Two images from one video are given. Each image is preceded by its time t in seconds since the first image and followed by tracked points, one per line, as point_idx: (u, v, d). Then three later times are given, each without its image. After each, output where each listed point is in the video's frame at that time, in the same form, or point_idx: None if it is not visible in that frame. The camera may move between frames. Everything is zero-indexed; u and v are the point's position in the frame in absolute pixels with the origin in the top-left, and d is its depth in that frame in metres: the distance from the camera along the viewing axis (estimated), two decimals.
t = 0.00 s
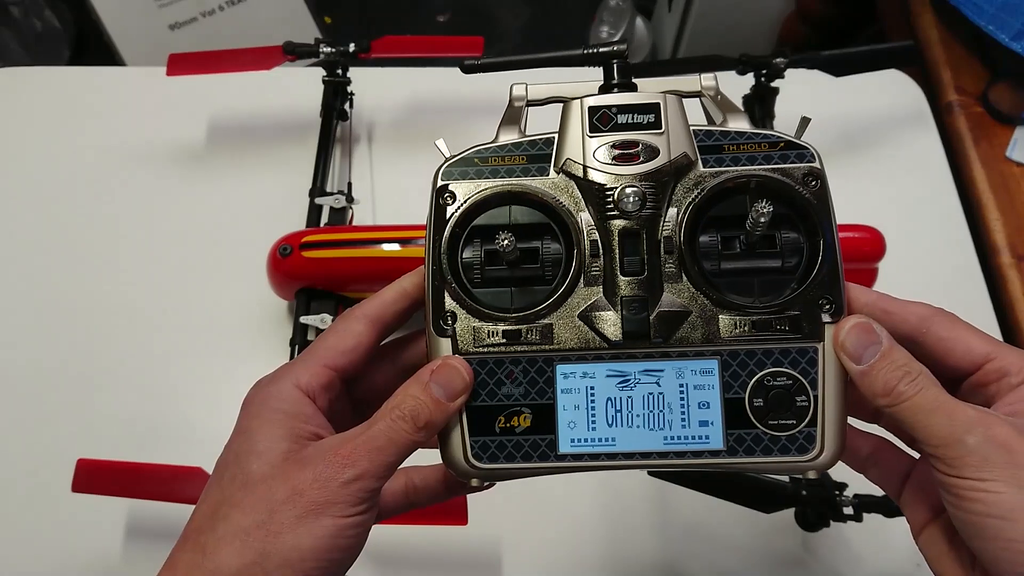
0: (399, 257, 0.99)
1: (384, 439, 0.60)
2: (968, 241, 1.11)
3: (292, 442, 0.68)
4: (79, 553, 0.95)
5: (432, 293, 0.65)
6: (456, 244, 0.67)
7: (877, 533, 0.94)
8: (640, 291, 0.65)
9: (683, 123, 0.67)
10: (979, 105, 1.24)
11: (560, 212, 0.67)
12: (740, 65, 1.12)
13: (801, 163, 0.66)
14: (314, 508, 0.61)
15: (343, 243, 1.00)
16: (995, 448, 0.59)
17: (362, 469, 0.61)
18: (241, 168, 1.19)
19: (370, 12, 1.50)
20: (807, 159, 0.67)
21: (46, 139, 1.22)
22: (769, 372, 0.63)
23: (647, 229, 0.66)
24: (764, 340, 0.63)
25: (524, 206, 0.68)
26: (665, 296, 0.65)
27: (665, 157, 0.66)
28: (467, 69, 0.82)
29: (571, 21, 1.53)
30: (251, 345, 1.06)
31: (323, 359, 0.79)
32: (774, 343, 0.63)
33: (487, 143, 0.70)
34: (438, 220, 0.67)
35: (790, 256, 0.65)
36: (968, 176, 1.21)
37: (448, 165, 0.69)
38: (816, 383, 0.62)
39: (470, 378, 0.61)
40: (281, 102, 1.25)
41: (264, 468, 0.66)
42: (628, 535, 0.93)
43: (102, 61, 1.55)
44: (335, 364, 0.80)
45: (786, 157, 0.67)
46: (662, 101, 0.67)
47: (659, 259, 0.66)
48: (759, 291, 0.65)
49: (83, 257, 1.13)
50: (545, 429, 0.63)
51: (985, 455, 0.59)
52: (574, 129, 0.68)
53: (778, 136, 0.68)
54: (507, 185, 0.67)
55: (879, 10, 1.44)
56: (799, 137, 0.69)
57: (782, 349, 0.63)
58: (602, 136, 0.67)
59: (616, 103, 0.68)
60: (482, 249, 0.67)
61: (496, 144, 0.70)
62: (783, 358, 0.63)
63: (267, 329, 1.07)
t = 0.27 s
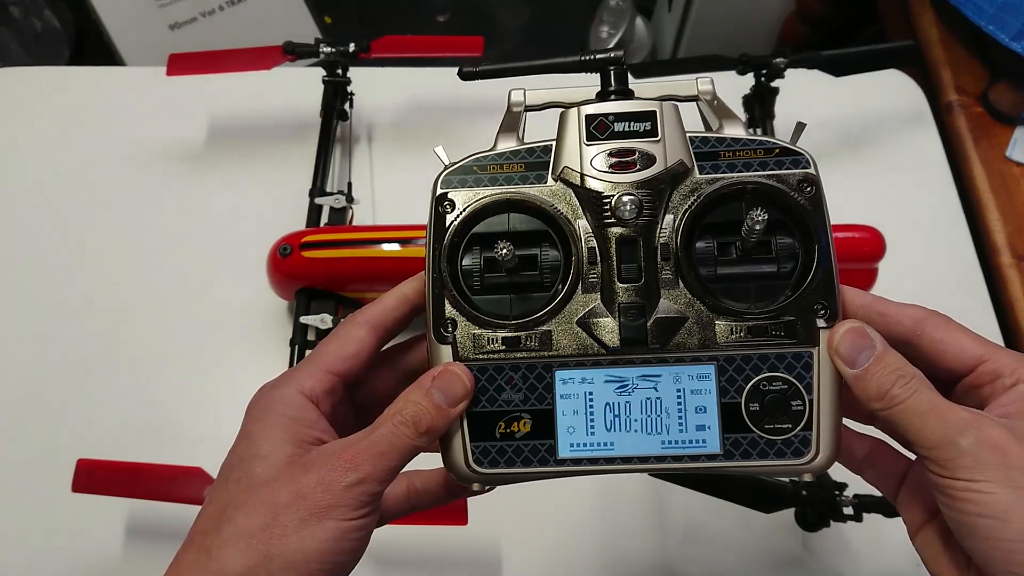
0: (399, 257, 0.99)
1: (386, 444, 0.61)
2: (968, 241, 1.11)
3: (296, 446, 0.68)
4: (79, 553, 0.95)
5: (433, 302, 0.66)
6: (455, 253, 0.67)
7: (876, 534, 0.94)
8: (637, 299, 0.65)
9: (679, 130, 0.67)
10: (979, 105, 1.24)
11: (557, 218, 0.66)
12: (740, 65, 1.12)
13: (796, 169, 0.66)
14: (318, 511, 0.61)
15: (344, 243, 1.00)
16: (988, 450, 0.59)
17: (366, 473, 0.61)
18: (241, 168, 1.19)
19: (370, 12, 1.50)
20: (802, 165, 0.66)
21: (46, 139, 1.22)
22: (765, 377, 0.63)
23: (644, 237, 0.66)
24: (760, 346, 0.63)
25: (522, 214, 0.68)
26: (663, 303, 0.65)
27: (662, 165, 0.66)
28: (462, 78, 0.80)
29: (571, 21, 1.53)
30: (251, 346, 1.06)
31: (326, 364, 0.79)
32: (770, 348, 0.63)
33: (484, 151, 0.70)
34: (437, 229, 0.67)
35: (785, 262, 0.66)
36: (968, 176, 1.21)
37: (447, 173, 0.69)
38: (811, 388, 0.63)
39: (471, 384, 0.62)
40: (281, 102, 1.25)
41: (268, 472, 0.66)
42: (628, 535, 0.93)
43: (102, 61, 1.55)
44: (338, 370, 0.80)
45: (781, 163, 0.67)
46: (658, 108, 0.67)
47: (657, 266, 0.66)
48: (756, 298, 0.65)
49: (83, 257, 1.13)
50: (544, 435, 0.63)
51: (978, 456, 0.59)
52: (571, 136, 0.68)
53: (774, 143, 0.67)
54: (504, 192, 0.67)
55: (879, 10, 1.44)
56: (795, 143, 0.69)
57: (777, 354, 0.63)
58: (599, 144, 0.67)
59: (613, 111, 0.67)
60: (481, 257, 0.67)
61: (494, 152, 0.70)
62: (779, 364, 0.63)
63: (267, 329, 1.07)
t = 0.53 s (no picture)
0: (399, 257, 0.99)
1: (389, 440, 0.61)
2: (968, 241, 1.11)
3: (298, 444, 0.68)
4: (79, 553, 0.95)
5: (435, 300, 0.65)
6: (457, 251, 0.67)
7: (876, 533, 0.94)
8: (639, 296, 0.65)
9: (681, 127, 0.67)
10: (978, 105, 1.24)
11: (560, 216, 0.66)
12: (740, 65, 1.12)
13: (799, 166, 0.66)
14: (320, 508, 0.61)
15: (343, 243, 1.00)
16: (989, 449, 0.59)
17: (368, 469, 0.61)
18: (241, 168, 1.19)
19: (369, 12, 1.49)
20: (805, 163, 0.66)
21: (46, 138, 1.21)
22: (767, 375, 0.63)
23: (646, 234, 0.66)
24: (762, 343, 0.63)
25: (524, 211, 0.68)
26: (665, 300, 0.65)
27: (664, 162, 0.66)
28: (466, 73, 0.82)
29: (571, 21, 1.52)
30: (251, 345, 1.06)
31: (328, 362, 0.79)
32: (772, 346, 0.63)
33: (486, 149, 0.70)
34: (439, 226, 0.67)
35: (788, 259, 0.65)
36: (968, 176, 1.21)
37: (449, 171, 0.69)
38: (813, 386, 0.63)
39: (473, 382, 0.62)
40: (281, 102, 1.25)
41: (271, 469, 0.66)
42: (628, 535, 0.93)
43: (101, 61, 1.55)
44: (341, 367, 0.80)
45: (784, 160, 0.67)
46: (660, 105, 0.67)
47: (659, 264, 0.66)
48: (759, 296, 0.65)
49: (83, 256, 1.13)
50: (546, 433, 0.63)
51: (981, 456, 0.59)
52: (574, 134, 0.68)
53: (777, 139, 0.67)
54: (506, 190, 0.67)
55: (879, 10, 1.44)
56: (798, 140, 0.69)
57: (779, 351, 0.63)
58: (602, 141, 0.67)
59: (614, 109, 0.68)
60: (483, 254, 0.67)
61: (495, 149, 0.70)
62: (781, 361, 0.63)
63: (267, 329, 1.07)
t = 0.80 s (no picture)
0: (399, 257, 0.99)
1: (392, 443, 0.61)
2: (967, 240, 1.11)
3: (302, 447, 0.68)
4: (79, 552, 0.95)
5: (436, 303, 0.65)
6: (457, 252, 0.67)
7: (875, 533, 0.94)
8: (640, 300, 0.65)
9: (681, 133, 0.68)
10: (978, 105, 1.24)
11: (560, 219, 0.66)
12: (740, 65, 1.12)
13: (796, 174, 0.67)
14: (324, 514, 0.61)
15: (344, 243, 1.00)
16: (983, 450, 0.59)
17: (371, 474, 0.61)
18: (241, 168, 1.19)
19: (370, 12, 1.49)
20: (802, 170, 0.67)
21: (46, 138, 1.22)
22: (765, 378, 0.63)
23: (647, 238, 0.66)
24: (760, 348, 0.63)
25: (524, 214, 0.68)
26: (665, 304, 0.65)
27: (664, 168, 0.66)
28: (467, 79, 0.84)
29: (571, 21, 1.53)
30: (250, 345, 1.06)
31: (331, 364, 0.79)
32: (770, 350, 0.63)
33: (487, 152, 0.69)
34: (439, 228, 0.66)
35: (785, 265, 0.66)
36: (968, 176, 1.21)
37: (451, 173, 0.68)
38: (810, 390, 0.63)
39: (473, 382, 0.62)
40: (282, 102, 1.25)
41: (274, 474, 0.65)
42: (628, 535, 0.93)
43: (101, 61, 1.55)
44: (343, 368, 0.80)
45: (782, 168, 0.67)
46: (661, 112, 0.67)
47: (659, 268, 0.66)
48: (756, 301, 0.66)
49: (83, 256, 1.13)
50: (546, 435, 0.63)
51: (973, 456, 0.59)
52: (575, 138, 0.68)
53: (774, 147, 0.68)
54: (507, 192, 0.67)
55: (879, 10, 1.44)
56: (795, 149, 0.69)
57: (778, 356, 0.63)
58: (603, 146, 0.67)
59: (616, 113, 0.68)
60: (483, 256, 0.67)
61: (496, 152, 0.69)
62: (779, 366, 0.63)
63: (267, 329, 1.07)
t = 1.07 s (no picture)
0: (399, 257, 0.99)
1: (414, 466, 0.60)
2: (967, 240, 1.11)
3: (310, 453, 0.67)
4: (79, 552, 0.95)
5: (432, 302, 0.65)
6: (453, 251, 0.67)
7: (874, 533, 0.94)
8: (636, 300, 0.65)
9: (678, 132, 0.68)
10: (978, 105, 1.24)
11: (557, 219, 0.66)
12: (740, 65, 1.12)
13: (792, 174, 0.67)
14: (337, 526, 0.60)
15: (344, 243, 1.00)
16: (978, 449, 0.59)
17: (389, 488, 0.60)
18: (241, 168, 1.19)
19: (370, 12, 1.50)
20: (799, 170, 0.67)
21: (46, 138, 1.22)
22: (761, 379, 0.63)
23: (643, 239, 0.66)
24: (757, 347, 0.63)
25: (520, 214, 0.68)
26: (661, 304, 0.65)
27: (661, 167, 0.67)
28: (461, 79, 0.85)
29: (571, 21, 1.53)
30: (250, 345, 1.07)
31: (332, 366, 0.79)
32: (767, 350, 0.63)
33: (484, 151, 0.69)
34: (435, 227, 0.66)
35: (781, 265, 0.66)
36: (968, 176, 1.21)
37: (447, 172, 0.69)
38: (807, 390, 0.63)
39: (506, 410, 0.60)
40: (282, 102, 1.25)
41: (285, 485, 0.64)
42: (628, 535, 0.94)
43: (102, 61, 1.55)
44: (344, 369, 0.80)
45: (778, 168, 0.67)
46: (658, 112, 0.68)
47: (655, 268, 0.66)
48: (753, 301, 0.66)
49: (83, 256, 1.13)
50: (543, 435, 0.63)
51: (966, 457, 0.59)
52: (571, 138, 0.68)
53: (770, 147, 0.68)
54: (504, 192, 0.67)
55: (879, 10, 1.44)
56: (792, 149, 0.70)
57: (774, 356, 0.63)
58: (599, 146, 0.67)
59: (612, 112, 0.68)
60: (480, 257, 0.67)
61: (493, 151, 0.70)
62: (775, 366, 0.63)
63: (267, 329, 1.08)
